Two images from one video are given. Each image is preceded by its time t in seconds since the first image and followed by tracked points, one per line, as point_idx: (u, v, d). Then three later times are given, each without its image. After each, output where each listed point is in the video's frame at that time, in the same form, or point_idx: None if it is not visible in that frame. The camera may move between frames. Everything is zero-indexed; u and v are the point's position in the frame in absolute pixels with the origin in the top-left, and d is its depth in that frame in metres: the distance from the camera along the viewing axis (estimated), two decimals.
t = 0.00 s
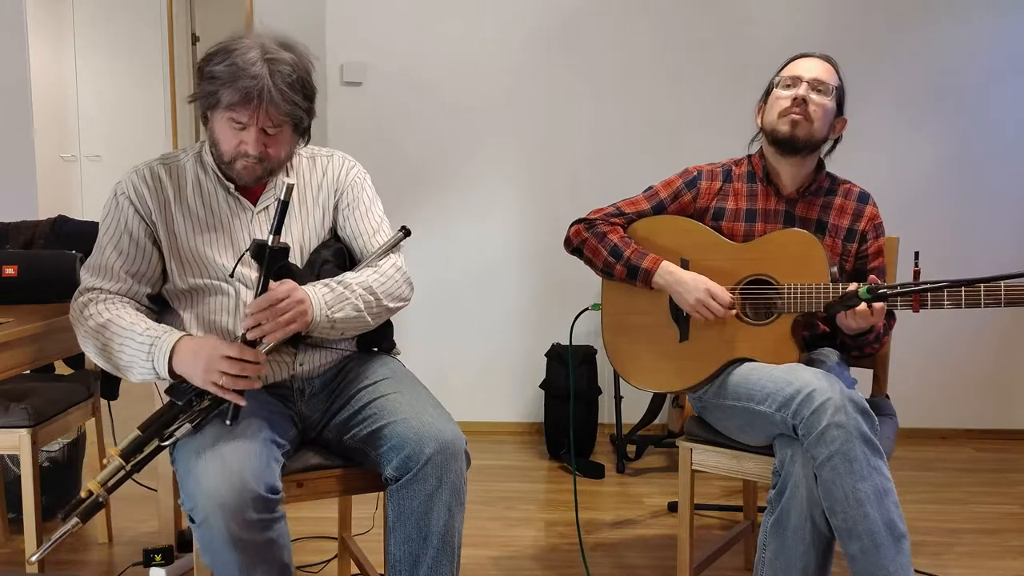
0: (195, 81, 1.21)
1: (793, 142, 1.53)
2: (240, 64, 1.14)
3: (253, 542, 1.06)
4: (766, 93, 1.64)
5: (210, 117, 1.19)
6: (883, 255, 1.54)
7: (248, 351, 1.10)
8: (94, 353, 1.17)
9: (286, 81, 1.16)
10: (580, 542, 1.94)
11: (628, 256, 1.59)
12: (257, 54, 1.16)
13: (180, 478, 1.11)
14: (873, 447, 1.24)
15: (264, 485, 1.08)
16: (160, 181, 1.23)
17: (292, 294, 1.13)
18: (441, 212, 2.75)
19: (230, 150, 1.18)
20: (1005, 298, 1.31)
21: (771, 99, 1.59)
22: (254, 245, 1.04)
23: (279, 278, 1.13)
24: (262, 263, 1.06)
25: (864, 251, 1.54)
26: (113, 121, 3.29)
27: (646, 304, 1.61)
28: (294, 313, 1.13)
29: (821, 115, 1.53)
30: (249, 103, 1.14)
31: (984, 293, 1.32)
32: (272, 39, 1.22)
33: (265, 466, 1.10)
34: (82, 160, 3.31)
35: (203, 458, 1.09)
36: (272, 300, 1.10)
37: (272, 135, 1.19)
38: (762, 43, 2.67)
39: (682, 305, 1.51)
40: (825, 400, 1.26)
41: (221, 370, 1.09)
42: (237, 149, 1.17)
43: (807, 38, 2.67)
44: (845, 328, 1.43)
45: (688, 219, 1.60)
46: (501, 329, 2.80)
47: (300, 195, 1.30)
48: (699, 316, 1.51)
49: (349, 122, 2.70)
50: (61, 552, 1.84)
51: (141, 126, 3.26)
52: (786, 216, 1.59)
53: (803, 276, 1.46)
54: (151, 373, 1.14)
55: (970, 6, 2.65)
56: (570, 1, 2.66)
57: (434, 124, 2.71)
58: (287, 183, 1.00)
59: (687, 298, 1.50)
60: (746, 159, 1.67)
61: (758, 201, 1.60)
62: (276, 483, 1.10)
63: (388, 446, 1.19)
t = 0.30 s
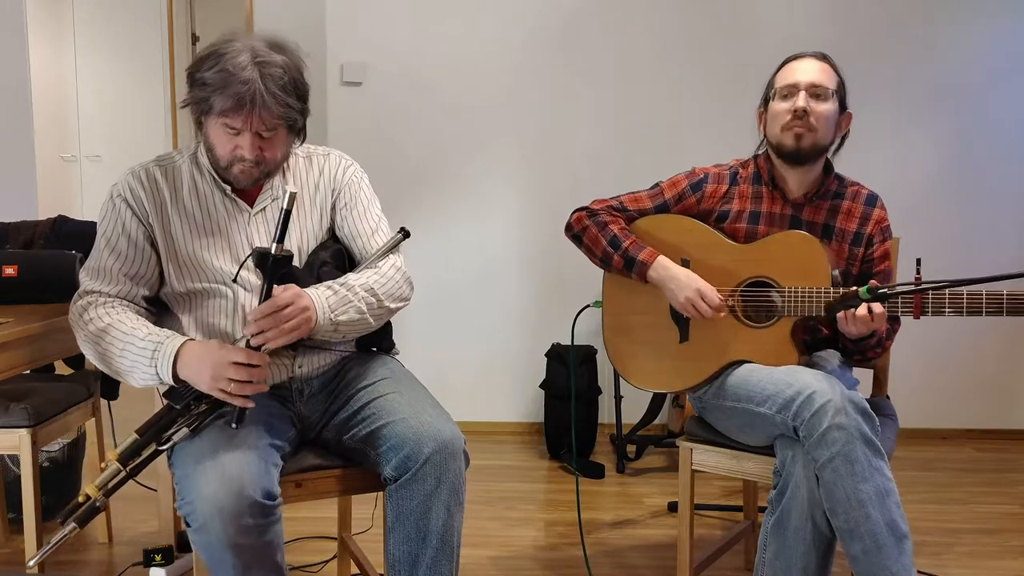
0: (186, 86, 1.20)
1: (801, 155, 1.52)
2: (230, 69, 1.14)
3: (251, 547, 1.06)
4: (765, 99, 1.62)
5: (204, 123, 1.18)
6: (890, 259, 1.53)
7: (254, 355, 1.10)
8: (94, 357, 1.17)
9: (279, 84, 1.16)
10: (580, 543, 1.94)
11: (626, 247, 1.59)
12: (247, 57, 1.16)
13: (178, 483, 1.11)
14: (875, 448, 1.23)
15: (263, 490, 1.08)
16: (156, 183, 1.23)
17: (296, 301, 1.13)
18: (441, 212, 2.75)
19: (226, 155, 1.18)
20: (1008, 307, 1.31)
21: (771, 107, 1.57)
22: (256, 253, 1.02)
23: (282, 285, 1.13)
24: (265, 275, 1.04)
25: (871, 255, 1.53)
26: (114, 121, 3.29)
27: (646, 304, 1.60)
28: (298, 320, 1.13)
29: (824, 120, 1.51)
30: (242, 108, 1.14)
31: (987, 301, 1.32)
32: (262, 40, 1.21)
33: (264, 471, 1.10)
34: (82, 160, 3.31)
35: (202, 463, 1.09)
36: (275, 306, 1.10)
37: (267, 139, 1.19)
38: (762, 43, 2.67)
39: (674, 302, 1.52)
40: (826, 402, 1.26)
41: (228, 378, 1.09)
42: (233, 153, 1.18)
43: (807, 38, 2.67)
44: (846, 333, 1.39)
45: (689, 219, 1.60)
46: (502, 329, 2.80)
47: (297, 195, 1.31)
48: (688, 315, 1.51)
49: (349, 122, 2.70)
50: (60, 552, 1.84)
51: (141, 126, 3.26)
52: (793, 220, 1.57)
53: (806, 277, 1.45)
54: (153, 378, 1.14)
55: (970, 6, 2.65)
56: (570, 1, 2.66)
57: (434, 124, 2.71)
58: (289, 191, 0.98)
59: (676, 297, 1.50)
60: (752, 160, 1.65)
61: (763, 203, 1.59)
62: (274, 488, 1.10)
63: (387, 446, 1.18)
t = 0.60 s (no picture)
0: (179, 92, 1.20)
1: (802, 167, 1.53)
2: (226, 77, 1.13)
3: (248, 553, 1.06)
4: (769, 105, 1.61)
5: (199, 130, 1.18)
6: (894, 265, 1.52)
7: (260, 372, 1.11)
8: (94, 364, 1.17)
9: (276, 92, 1.16)
10: (581, 543, 1.94)
11: (635, 252, 1.59)
12: (243, 64, 1.15)
13: (177, 488, 1.11)
14: (878, 448, 1.23)
15: (260, 496, 1.08)
16: (150, 187, 1.23)
17: (307, 320, 1.14)
18: (441, 212, 2.75)
19: (222, 161, 1.19)
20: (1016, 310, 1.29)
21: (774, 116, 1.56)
22: (274, 275, 1.12)
23: (293, 301, 1.14)
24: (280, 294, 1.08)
25: (874, 261, 1.53)
26: (113, 121, 3.29)
27: (646, 306, 1.61)
28: (307, 339, 1.14)
29: (826, 131, 1.50)
30: (240, 117, 1.14)
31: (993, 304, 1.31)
32: (256, 44, 1.21)
33: (262, 476, 1.11)
34: (82, 160, 3.31)
35: (198, 469, 1.09)
36: (288, 325, 1.11)
37: (264, 144, 1.19)
38: (762, 43, 2.67)
39: (688, 304, 1.51)
40: (829, 403, 1.26)
41: (231, 392, 1.09)
42: (229, 160, 1.18)
43: (807, 38, 2.67)
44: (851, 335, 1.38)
45: (688, 219, 1.61)
46: (502, 329, 2.80)
47: (291, 197, 1.31)
48: (705, 316, 1.50)
49: (349, 122, 2.70)
50: (60, 552, 1.84)
51: (141, 126, 3.26)
52: (797, 224, 1.56)
53: (812, 280, 1.46)
54: (151, 386, 1.14)
55: (970, 5, 2.64)
56: (570, 1, 2.66)
57: (434, 124, 2.71)
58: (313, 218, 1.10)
59: (692, 298, 1.50)
60: (759, 160, 1.64)
61: (768, 205, 1.58)
62: (272, 493, 1.10)
63: (386, 447, 1.18)
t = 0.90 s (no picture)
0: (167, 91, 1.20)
1: (801, 171, 1.53)
2: (212, 71, 1.14)
3: (245, 552, 1.06)
4: (772, 108, 1.61)
5: (190, 128, 1.19)
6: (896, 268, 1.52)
7: (259, 371, 1.10)
8: (94, 367, 1.17)
9: (263, 83, 1.16)
10: (580, 543, 1.94)
11: (639, 252, 1.59)
12: (228, 57, 1.15)
13: (175, 487, 1.11)
14: (878, 449, 1.23)
15: (259, 495, 1.08)
16: (144, 191, 1.24)
17: (305, 318, 1.14)
18: (441, 212, 2.75)
19: (216, 159, 1.19)
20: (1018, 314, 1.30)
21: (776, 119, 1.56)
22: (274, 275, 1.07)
23: (292, 301, 1.14)
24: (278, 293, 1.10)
25: (876, 263, 1.53)
26: (113, 122, 3.29)
27: (646, 306, 1.61)
28: (306, 338, 1.14)
29: (826, 136, 1.50)
30: (230, 111, 1.14)
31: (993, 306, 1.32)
32: (239, 37, 1.21)
33: (260, 476, 1.11)
34: (82, 160, 3.31)
35: (196, 470, 1.09)
36: (285, 324, 1.11)
37: (256, 138, 1.19)
38: (762, 43, 2.67)
39: (690, 304, 1.51)
40: (830, 403, 1.26)
41: (229, 392, 1.08)
42: (223, 156, 1.18)
43: (807, 38, 2.67)
44: (853, 338, 1.38)
45: (694, 220, 1.60)
46: (502, 329, 2.80)
47: (286, 196, 1.31)
48: (709, 316, 1.50)
49: (349, 122, 2.70)
50: (60, 552, 1.84)
51: (141, 126, 3.26)
52: (799, 225, 1.56)
53: (814, 280, 1.45)
54: (150, 389, 1.14)
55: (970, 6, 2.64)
56: (570, 1, 2.66)
57: (434, 124, 2.71)
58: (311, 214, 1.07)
59: (694, 298, 1.50)
60: (763, 160, 1.64)
61: (770, 206, 1.58)
62: (270, 492, 1.10)
63: (387, 455, 1.19)
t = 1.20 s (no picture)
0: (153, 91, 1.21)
1: (800, 172, 1.53)
2: (187, 61, 1.14)
3: (245, 552, 1.05)
4: (770, 108, 1.61)
5: (178, 124, 1.19)
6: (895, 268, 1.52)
7: (257, 369, 1.10)
8: (94, 368, 1.17)
9: (240, 67, 1.16)
10: (580, 543, 1.93)
11: (637, 252, 1.59)
12: (202, 46, 1.15)
13: (174, 487, 1.11)
14: (878, 449, 1.23)
15: (258, 495, 1.08)
16: (143, 191, 1.24)
17: (299, 314, 1.13)
18: (441, 212, 2.75)
19: (207, 152, 1.19)
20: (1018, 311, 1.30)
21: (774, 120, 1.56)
22: (265, 270, 1.03)
23: (286, 297, 1.13)
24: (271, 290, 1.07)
25: (875, 263, 1.53)
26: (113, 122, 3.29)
27: (646, 305, 1.61)
28: (300, 334, 1.13)
29: (825, 137, 1.50)
30: (210, 99, 1.14)
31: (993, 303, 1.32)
32: (216, 28, 1.21)
33: (260, 476, 1.11)
34: (82, 160, 3.31)
35: (195, 469, 1.09)
36: (280, 320, 1.10)
37: (241, 125, 1.19)
38: (762, 42, 2.67)
39: (690, 303, 1.51)
40: (830, 403, 1.26)
41: (226, 390, 1.08)
42: (213, 148, 1.18)
43: (807, 37, 2.67)
44: (852, 337, 1.38)
45: (693, 219, 1.61)
46: (502, 328, 2.80)
47: (284, 194, 1.31)
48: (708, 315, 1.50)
49: (349, 123, 2.70)
50: (60, 552, 1.84)
51: (141, 126, 3.26)
52: (798, 225, 1.56)
53: (813, 279, 1.45)
54: (149, 389, 1.14)
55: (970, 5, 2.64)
56: (570, 1, 2.66)
57: (434, 124, 2.71)
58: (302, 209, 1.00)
59: (694, 297, 1.50)
60: (762, 160, 1.64)
61: (769, 206, 1.58)
62: (270, 492, 1.10)
63: (386, 455, 1.19)
